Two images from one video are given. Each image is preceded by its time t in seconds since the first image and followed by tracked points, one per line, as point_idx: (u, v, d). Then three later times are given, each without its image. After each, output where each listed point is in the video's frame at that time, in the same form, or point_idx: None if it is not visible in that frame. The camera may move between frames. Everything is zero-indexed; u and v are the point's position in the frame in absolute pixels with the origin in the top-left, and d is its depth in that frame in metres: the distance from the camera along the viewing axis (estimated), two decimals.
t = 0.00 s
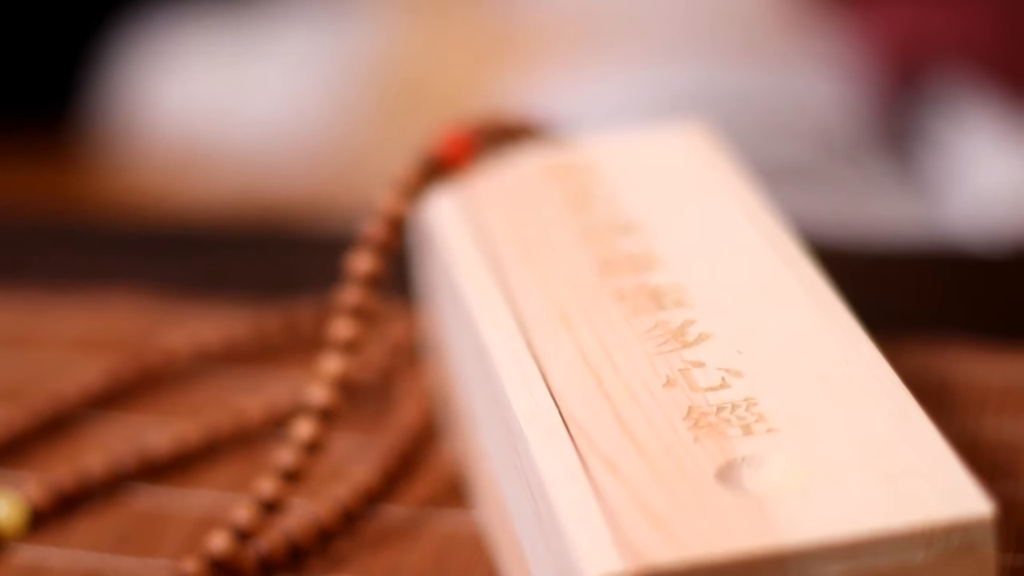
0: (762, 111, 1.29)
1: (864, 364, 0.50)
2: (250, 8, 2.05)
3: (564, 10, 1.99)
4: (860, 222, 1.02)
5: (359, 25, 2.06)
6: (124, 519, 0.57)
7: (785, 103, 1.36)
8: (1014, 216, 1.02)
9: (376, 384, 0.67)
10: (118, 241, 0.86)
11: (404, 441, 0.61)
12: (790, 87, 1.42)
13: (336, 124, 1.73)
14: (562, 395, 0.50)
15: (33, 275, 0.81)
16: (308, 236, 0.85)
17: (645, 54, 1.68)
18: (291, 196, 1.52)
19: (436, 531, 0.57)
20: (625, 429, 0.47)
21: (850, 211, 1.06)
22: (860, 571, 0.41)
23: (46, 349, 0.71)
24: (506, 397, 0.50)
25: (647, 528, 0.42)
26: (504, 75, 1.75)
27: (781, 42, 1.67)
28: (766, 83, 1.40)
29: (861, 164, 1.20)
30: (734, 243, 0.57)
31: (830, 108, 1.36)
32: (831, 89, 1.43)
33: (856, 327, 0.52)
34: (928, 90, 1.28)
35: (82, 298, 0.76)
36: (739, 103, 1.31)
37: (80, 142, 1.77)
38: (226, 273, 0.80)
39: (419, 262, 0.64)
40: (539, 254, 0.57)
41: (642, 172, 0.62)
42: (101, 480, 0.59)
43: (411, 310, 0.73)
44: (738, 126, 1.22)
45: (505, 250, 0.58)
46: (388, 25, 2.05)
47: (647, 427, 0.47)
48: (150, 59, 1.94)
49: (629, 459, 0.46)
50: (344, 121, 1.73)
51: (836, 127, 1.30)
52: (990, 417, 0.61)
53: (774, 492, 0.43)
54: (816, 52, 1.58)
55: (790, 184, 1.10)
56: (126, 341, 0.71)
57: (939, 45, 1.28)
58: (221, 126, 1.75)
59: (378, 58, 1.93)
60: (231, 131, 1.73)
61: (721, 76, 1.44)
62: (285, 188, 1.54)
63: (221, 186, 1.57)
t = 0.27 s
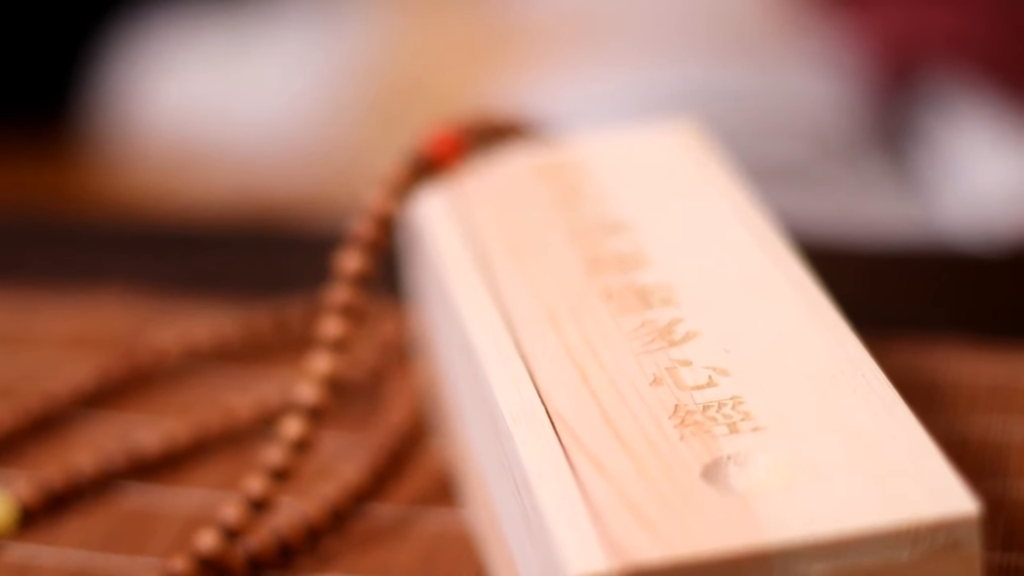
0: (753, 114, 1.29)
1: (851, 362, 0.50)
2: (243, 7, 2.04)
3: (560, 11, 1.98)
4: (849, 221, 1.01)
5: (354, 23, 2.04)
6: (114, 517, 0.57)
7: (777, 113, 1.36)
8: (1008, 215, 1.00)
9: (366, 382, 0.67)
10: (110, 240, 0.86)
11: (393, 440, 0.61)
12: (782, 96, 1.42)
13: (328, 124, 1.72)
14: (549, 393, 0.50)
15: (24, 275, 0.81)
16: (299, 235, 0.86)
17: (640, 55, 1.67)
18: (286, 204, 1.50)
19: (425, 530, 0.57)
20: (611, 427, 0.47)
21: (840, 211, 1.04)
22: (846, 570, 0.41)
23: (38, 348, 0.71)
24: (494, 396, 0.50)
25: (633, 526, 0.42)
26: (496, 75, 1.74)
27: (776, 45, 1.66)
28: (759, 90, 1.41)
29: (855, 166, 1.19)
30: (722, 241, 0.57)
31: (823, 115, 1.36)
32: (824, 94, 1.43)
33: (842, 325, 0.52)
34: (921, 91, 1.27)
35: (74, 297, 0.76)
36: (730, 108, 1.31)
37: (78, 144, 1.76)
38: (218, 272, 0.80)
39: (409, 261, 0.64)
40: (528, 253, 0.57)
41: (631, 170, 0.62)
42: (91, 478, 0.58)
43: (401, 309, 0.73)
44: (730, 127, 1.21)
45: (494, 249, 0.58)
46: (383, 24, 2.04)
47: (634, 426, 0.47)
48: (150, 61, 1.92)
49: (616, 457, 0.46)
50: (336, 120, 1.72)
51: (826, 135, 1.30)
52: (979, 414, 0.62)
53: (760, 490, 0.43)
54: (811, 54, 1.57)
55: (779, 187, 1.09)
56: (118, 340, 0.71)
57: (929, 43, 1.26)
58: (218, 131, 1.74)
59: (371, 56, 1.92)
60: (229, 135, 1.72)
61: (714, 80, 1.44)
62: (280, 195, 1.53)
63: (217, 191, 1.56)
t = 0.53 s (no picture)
0: (745, 114, 1.28)
1: (835, 360, 0.50)
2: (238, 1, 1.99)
3: None
4: (843, 219, 1.00)
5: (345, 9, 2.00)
6: (101, 515, 0.57)
7: (776, 108, 1.34)
8: (1003, 213, 1.00)
9: (354, 380, 0.67)
10: (99, 239, 0.85)
11: (380, 438, 0.61)
12: (781, 90, 1.41)
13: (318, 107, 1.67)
14: (532, 391, 0.50)
15: (14, 275, 0.81)
16: (288, 234, 0.85)
17: (637, 45, 1.63)
18: (276, 186, 1.44)
19: (411, 528, 0.57)
20: (593, 426, 0.48)
21: (834, 209, 1.03)
22: (827, 567, 0.41)
23: (26, 348, 0.71)
24: (478, 394, 0.51)
25: (614, 524, 0.42)
26: (488, 61, 1.71)
27: (774, 30, 1.63)
28: (754, 89, 1.40)
29: (849, 162, 1.18)
30: (707, 240, 0.57)
31: (818, 106, 1.34)
32: (819, 84, 1.41)
33: (825, 323, 0.52)
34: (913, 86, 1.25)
35: (64, 296, 0.76)
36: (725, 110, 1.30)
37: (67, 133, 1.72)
38: (207, 271, 0.80)
39: (396, 259, 0.65)
40: (512, 251, 0.57)
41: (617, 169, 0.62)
42: (78, 477, 0.59)
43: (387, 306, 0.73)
44: (720, 129, 1.21)
45: (478, 247, 0.58)
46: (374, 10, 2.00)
47: (616, 424, 0.48)
48: (142, 52, 1.89)
49: (598, 456, 0.46)
50: (325, 105, 1.67)
51: (822, 126, 1.28)
52: (964, 412, 0.62)
53: (741, 488, 0.44)
54: (809, 39, 1.54)
55: (771, 185, 1.08)
56: (107, 339, 0.71)
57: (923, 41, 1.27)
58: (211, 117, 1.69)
59: (363, 43, 1.88)
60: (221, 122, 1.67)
61: (710, 76, 1.42)
62: (270, 177, 1.48)
63: (206, 176, 1.51)
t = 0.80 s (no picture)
0: (738, 114, 1.28)
1: (816, 358, 0.50)
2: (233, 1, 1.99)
3: None
4: (833, 219, 1.00)
5: (340, 9, 2.00)
6: (87, 513, 0.57)
7: (768, 107, 1.34)
8: (994, 211, 1.00)
9: (340, 379, 0.67)
10: (88, 237, 0.85)
11: (366, 436, 0.62)
12: (775, 88, 1.40)
13: (313, 106, 1.67)
14: (514, 389, 0.50)
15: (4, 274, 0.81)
16: (277, 232, 0.85)
17: (631, 45, 1.63)
18: (276, 186, 1.44)
19: (395, 526, 0.57)
20: (574, 424, 0.48)
21: (825, 209, 1.03)
22: (806, 565, 0.41)
23: (15, 347, 0.71)
24: (460, 393, 0.51)
25: (594, 522, 0.42)
26: (482, 61, 1.71)
27: (768, 30, 1.63)
28: (748, 87, 1.39)
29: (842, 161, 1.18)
30: (691, 238, 0.57)
31: (811, 104, 1.34)
32: (812, 84, 1.41)
33: (807, 321, 0.52)
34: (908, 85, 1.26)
35: (53, 295, 0.77)
36: (718, 108, 1.29)
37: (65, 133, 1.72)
38: (196, 270, 0.80)
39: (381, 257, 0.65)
40: (496, 249, 0.58)
41: (602, 168, 0.62)
42: (64, 475, 0.59)
43: (373, 305, 0.73)
44: (712, 129, 1.21)
45: (462, 246, 0.58)
46: (369, 10, 2.00)
47: (597, 422, 0.48)
48: (138, 52, 1.89)
49: (578, 454, 0.46)
50: (320, 104, 1.67)
51: (815, 125, 1.27)
52: (950, 411, 0.62)
53: (720, 487, 0.44)
54: (804, 38, 1.54)
55: (762, 184, 1.08)
56: (95, 338, 0.71)
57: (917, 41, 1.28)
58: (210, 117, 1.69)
59: (358, 43, 1.88)
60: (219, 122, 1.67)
61: (703, 75, 1.42)
62: (269, 177, 1.47)
63: (204, 176, 1.51)
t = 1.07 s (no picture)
0: (732, 115, 1.28)
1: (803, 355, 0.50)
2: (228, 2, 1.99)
3: None
4: (824, 217, 0.99)
5: (336, 9, 2.00)
6: (76, 512, 0.57)
7: (763, 106, 1.34)
8: (988, 207, 0.99)
9: (330, 378, 0.67)
10: (80, 235, 0.85)
11: (355, 434, 0.62)
12: (770, 86, 1.40)
13: (309, 105, 1.67)
14: (501, 389, 0.50)
15: None
16: (268, 231, 0.86)
17: (626, 44, 1.63)
18: (275, 185, 1.44)
19: (385, 524, 0.57)
20: (560, 422, 0.48)
21: (817, 208, 1.03)
22: (790, 564, 0.41)
23: (6, 346, 0.71)
24: (447, 392, 0.51)
25: (579, 521, 0.42)
26: (476, 60, 1.70)
27: (764, 29, 1.62)
28: (742, 86, 1.39)
29: (838, 159, 1.18)
30: (679, 237, 0.57)
31: (806, 100, 1.33)
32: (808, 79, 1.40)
33: (794, 319, 0.52)
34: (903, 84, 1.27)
35: (45, 295, 0.77)
36: (712, 107, 1.29)
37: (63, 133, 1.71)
38: (187, 268, 0.80)
39: (370, 255, 0.65)
40: (485, 248, 0.58)
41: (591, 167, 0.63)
42: (53, 473, 0.59)
43: (363, 303, 0.73)
44: (705, 131, 1.21)
45: (450, 244, 0.58)
46: (366, 10, 2.00)
47: (583, 421, 0.48)
48: (134, 54, 1.90)
49: (565, 453, 0.46)
50: (316, 103, 1.67)
51: (809, 121, 1.27)
52: (938, 410, 0.63)
53: (706, 486, 0.44)
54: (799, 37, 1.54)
55: (754, 184, 1.08)
56: (86, 337, 0.71)
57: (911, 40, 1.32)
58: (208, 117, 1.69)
59: (354, 42, 1.88)
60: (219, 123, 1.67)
61: (698, 74, 1.42)
62: (267, 176, 1.47)
63: (203, 176, 1.51)
